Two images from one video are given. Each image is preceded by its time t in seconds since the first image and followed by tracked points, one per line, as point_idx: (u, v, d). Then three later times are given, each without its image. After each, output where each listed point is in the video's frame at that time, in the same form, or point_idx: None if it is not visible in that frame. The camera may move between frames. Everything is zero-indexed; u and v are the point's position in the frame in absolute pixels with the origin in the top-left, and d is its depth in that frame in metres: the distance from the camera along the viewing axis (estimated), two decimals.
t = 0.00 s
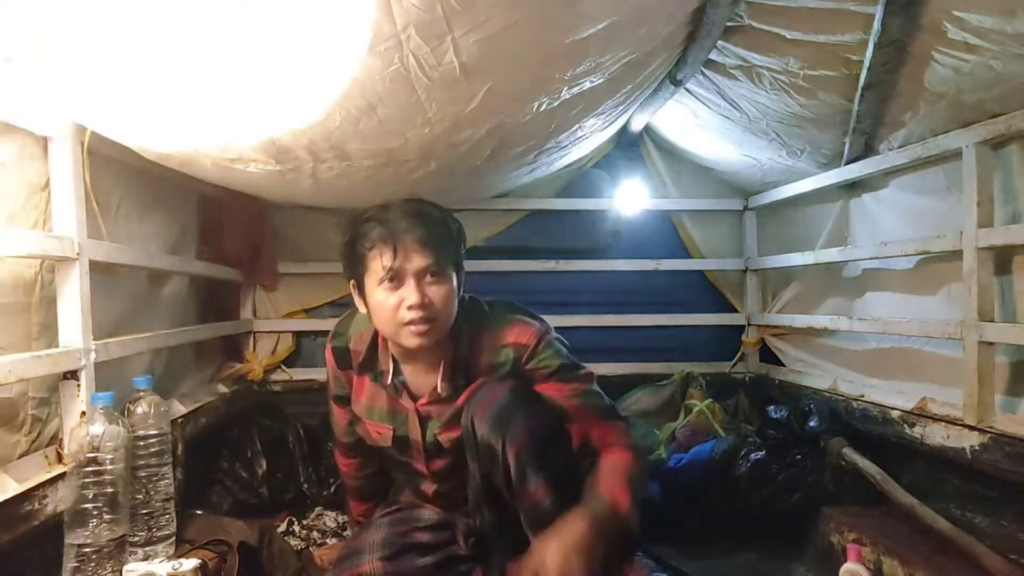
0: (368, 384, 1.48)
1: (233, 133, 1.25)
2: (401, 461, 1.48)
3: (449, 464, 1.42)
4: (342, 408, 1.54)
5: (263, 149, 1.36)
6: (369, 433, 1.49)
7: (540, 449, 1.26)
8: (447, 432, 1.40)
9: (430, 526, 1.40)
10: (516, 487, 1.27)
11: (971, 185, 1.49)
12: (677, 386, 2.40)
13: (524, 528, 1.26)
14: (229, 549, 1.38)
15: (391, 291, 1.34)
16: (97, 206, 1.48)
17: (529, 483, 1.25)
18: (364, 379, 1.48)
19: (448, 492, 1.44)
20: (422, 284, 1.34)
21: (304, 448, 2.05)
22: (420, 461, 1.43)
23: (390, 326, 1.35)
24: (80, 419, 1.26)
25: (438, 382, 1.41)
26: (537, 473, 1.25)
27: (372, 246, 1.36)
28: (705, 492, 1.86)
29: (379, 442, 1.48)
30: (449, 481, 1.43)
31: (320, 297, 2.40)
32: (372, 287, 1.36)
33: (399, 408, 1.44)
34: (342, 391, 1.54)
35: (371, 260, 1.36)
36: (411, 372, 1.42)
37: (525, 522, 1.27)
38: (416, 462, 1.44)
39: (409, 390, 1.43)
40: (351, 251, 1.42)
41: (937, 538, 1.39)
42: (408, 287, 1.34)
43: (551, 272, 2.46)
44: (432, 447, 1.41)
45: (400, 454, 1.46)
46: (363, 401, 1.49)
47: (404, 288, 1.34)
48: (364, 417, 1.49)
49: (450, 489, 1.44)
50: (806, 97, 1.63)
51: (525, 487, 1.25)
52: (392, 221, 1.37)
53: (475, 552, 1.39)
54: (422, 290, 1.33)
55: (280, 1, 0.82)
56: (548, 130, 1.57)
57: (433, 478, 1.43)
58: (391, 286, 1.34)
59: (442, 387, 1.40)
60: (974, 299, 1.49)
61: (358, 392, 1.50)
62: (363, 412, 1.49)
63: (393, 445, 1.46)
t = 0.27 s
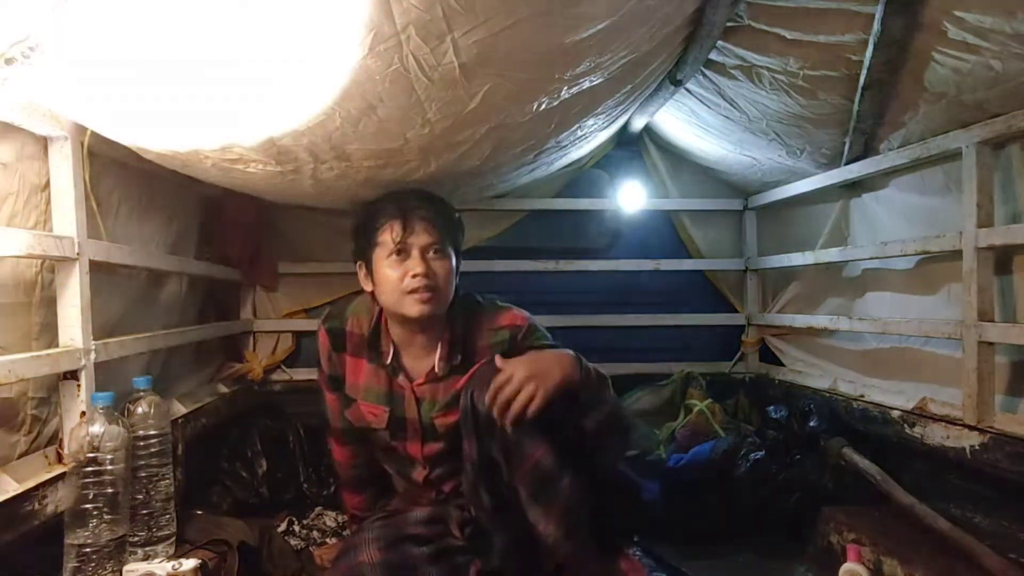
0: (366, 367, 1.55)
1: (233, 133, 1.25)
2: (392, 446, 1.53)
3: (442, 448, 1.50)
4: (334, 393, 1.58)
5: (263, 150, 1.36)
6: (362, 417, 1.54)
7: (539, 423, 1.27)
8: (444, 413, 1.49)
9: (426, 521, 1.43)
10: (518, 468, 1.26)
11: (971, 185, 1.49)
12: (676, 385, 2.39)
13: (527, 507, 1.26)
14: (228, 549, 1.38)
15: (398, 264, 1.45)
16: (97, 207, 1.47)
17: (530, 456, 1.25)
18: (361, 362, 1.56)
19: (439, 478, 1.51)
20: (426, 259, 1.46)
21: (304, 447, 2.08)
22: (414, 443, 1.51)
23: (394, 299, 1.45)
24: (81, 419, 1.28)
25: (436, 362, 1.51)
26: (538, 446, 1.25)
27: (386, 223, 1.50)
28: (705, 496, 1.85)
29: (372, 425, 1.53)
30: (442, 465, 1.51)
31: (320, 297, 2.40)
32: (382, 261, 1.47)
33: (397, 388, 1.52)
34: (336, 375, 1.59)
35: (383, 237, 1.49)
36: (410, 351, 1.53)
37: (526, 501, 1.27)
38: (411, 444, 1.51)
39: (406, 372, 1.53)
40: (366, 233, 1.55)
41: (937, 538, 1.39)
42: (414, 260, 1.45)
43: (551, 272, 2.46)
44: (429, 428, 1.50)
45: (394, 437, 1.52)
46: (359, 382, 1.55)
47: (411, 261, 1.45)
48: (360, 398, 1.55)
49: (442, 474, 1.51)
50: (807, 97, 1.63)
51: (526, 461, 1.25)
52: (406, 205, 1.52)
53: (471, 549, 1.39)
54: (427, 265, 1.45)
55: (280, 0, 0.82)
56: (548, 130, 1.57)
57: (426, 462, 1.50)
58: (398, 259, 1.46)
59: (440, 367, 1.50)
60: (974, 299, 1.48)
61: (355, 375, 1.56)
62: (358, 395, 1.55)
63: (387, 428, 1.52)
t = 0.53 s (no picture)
0: (375, 354, 1.61)
1: (233, 133, 1.25)
2: (397, 430, 1.56)
3: (450, 429, 1.56)
4: (339, 381, 1.64)
5: (263, 150, 1.36)
6: (370, 402, 1.59)
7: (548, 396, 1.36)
8: (455, 394, 1.56)
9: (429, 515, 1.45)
10: (531, 441, 1.35)
11: (971, 185, 1.49)
12: (677, 385, 2.39)
13: (533, 483, 1.34)
14: (229, 549, 1.38)
15: (409, 252, 1.55)
16: (97, 206, 1.47)
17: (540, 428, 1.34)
18: (370, 349, 1.62)
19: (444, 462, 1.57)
20: (434, 249, 1.56)
21: (304, 447, 2.07)
22: (424, 425, 1.55)
23: (405, 284, 1.55)
24: (81, 419, 1.28)
25: (442, 348, 1.59)
26: (546, 416, 1.35)
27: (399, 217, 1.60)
28: (705, 497, 1.85)
29: (379, 410, 1.57)
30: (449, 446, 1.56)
31: (320, 297, 2.40)
32: (393, 248, 1.57)
33: (407, 372, 1.59)
34: (343, 364, 1.64)
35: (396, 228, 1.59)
36: (416, 336, 1.61)
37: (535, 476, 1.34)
38: (420, 426, 1.56)
39: (414, 358, 1.61)
40: (380, 227, 1.67)
41: (937, 538, 1.39)
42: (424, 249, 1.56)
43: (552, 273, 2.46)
44: (439, 410, 1.56)
45: (402, 423, 1.55)
46: (366, 368, 1.61)
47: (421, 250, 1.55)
48: (369, 384, 1.60)
49: (448, 456, 1.56)
50: (807, 98, 1.63)
51: (537, 434, 1.35)
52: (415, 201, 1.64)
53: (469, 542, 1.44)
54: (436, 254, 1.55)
55: None
56: (548, 130, 1.57)
57: (433, 444, 1.55)
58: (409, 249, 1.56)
59: (447, 353, 1.58)
60: (974, 299, 1.48)
61: (363, 362, 1.62)
62: (368, 381, 1.60)
63: (396, 413, 1.55)
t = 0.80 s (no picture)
0: (388, 344, 1.64)
1: (234, 134, 1.25)
2: (409, 418, 1.59)
3: (461, 416, 1.59)
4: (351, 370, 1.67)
5: (264, 150, 1.36)
6: (383, 390, 1.62)
7: (589, 378, 1.39)
8: (467, 381, 1.60)
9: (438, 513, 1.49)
10: (566, 419, 1.37)
11: (971, 186, 1.49)
12: (677, 385, 2.39)
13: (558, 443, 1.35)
14: (229, 550, 1.38)
15: (427, 249, 1.59)
16: (96, 206, 1.47)
17: (580, 406, 1.37)
18: (383, 339, 1.65)
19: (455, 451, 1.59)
20: (449, 247, 1.60)
21: (307, 448, 2.07)
22: (435, 411, 1.59)
23: (421, 279, 1.58)
24: (81, 419, 1.27)
25: (454, 338, 1.62)
26: (586, 396, 1.38)
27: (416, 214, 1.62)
28: (704, 496, 1.86)
29: (391, 398, 1.60)
30: (460, 434, 1.59)
31: (320, 297, 2.40)
32: (410, 244, 1.61)
33: (418, 361, 1.62)
34: (357, 355, 1.67)
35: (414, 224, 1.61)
36: (427, 328, 1.63)
37: (560, 454, 1.35)
38: (431, 414, 1.59)
39: (425, 347, 1.64)
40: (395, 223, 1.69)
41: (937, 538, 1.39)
42: (440, 247, 1.60)
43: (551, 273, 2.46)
44: (450, 398, 1.59)
45: (414, 409, 1.59)
46: (379, 358, 1.64)
47: (438, 247, 1.59)
48: (382, 373, 1.63)
49: (458, 443, 1.59)
50: (807, 98, 1.63)
51: (576, 411, 1.37)
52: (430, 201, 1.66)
53: (474, 539, 1.46)
54: (451, 251, 1.60)
55: None
56: (548, 130, 1.57)
57: (445, 431, 1.58)
58: (427, 245, 1.59)
59: (457, 343, 1.61)
60: (974, 300, 1.49)
61: (376, 352, 1.65)
62: (381, 369, 1.63)
63: (408, 400, 1.58)
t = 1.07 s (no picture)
0: (413, 340, 1.61)
1: (234, 134, 1.25)
2: (432, 412, 1.57)
3: (484, 408, 1.58)
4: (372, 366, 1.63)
5: (264, 150, 1.36)
6: (407, 385, 1.59)
7: (631, 399, 1.42)
8: (492, 375, 1.59)
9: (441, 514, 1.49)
10: (591, 428, 1.41)
11: (971, 185, 1.49)
12: (676, 385, 2.39)
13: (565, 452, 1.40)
14: (229, 549, 1.38)
15: (457, 269, 1.52)
16: (96, 207, 1.47)
17: (610, 422, 1.40)
18: (409, 335, 1.62)
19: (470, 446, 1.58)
20: (480, 267, 1.53)
21: (306, 448, 2.06)
22: (459, 404, 1.57)
23: (449, 295, 1.53)
24: (81, 418, 1.27)
25: (481, 337, 1.60)
26: (622, 416, 1.41)
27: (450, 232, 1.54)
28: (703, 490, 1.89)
29: (415, 393, 1.57)
30: (480, 426, 1.58)
31: (320, 297, 2.40)
32: (441, 260, 1.54)
33: (444, 356, 1.59)
34: (379, 350, 1.63)
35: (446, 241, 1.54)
36: (453, 332, 1.60)
37: (568, 448, 1.41)
38: (454, 408, 1.57)
39: (449, 344, 1.60)
40: (432, 224, 1.60)
41: (937, 538, 1.39)
42: (472, 268, 1.53)
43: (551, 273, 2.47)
44: (474, 393, 1.57)
45: (439, 401, 1.57)
46: (405, 353, 1.60)
47: (469, 269, 1.52)
48: (407, 368, 1.60)
49: (478, 436, 1.58)
50: (807, 98, 1.63)
51: (605, 426, 1.40)
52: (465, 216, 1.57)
53: (474, 540, 1.45)
54: (482, 273, 1.53)
55: None
56: (548, 130, 1.57)
57: (467, 425, 1.57)
58: (458, 265, 1.52)
59: (484, 339, 1.59)
60: (974, 300, 1.49)
61: (401, 348, 1.61)
62: (406, 364, 1.60)
63: (432, 394, 1.57)
